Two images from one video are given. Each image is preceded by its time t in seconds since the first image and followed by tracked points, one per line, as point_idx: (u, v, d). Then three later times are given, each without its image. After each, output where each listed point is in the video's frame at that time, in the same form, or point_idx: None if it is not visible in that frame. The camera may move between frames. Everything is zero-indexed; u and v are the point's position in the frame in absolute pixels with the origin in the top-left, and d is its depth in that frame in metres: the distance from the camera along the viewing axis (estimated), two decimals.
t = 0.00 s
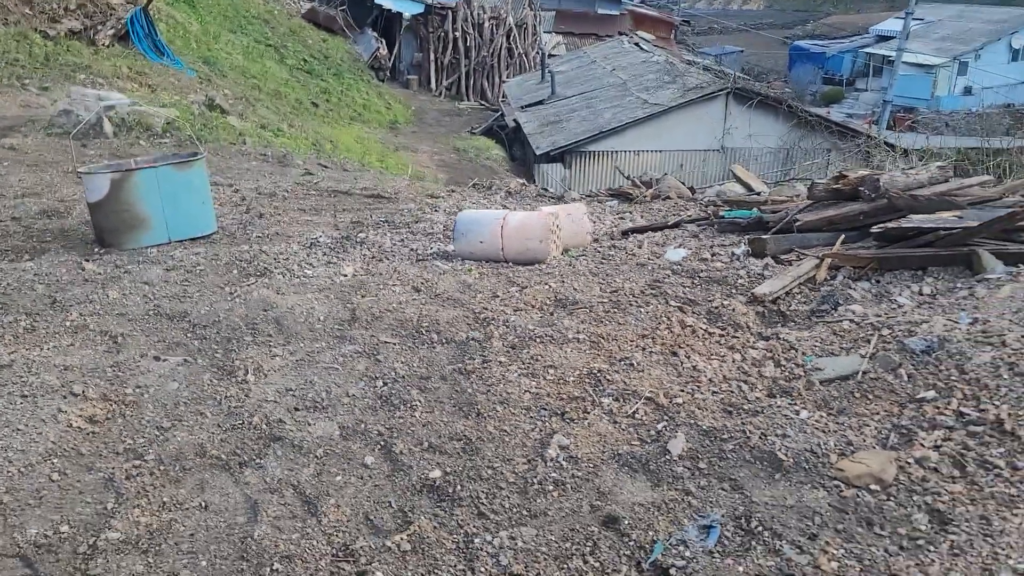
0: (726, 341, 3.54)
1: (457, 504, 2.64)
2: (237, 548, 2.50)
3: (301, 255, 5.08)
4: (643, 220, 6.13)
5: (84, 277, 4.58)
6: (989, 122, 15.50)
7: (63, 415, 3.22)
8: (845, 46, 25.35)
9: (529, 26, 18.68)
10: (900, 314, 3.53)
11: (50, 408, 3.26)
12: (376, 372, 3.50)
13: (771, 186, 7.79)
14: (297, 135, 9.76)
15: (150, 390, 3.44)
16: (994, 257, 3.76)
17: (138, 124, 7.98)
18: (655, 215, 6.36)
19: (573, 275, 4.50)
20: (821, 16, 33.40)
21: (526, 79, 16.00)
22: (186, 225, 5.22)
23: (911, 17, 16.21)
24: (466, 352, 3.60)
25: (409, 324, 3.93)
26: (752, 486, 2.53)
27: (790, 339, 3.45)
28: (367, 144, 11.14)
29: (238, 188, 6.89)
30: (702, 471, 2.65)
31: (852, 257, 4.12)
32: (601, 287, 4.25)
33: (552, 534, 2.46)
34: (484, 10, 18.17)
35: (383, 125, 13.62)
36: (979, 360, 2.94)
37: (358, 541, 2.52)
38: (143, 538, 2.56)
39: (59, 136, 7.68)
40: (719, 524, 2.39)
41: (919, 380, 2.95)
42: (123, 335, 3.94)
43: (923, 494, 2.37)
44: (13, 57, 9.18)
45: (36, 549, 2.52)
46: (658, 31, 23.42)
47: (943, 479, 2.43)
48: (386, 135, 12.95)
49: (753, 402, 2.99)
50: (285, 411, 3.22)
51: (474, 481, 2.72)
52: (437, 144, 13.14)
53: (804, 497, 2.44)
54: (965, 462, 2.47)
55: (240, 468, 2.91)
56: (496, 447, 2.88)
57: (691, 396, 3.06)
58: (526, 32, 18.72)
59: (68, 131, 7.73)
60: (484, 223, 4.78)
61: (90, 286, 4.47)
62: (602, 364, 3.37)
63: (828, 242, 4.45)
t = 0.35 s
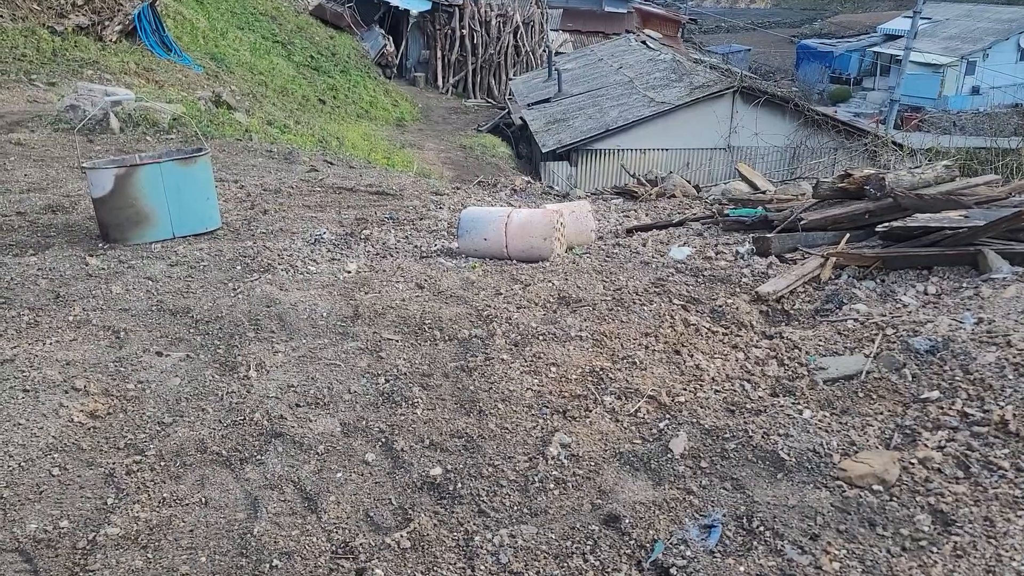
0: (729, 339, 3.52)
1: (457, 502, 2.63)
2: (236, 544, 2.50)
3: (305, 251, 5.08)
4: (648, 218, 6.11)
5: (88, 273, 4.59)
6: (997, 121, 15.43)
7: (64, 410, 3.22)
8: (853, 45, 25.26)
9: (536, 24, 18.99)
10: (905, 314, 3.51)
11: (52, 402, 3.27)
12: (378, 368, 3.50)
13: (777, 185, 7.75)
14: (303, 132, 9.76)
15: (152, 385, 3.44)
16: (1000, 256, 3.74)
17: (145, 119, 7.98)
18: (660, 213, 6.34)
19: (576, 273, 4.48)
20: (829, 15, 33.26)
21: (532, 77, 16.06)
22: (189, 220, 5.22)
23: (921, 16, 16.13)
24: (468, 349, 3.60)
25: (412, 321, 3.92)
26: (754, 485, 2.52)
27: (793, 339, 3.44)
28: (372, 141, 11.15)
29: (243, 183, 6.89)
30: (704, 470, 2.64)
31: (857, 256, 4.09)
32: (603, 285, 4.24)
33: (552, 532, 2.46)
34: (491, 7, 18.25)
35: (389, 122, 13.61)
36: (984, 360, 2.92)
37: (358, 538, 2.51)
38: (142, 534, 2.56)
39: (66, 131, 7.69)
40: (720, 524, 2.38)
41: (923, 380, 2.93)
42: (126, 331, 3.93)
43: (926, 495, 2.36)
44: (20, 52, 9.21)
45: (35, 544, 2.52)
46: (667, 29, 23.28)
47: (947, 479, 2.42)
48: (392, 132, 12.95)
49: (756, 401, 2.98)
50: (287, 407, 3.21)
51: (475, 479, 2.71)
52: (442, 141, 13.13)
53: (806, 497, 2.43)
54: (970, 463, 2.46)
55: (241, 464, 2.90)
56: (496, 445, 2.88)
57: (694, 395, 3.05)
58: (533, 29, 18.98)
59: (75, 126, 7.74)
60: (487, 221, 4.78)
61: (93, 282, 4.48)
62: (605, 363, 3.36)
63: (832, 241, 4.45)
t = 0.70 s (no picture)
0: (732, 338, 3.51)
1: (459, 502, 2.62)
2: (238, 544, 2.50)
3: (307, 251, 5.08)
4: (650, 217, 6.10)
5: (90, 274, 4.59)
6: (1001, 117, 15.37)
7: (66, 411, 3.22)
8: (857, 42, 25.22)
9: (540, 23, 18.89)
10: (908, 312, 3.50)
11: (54, 403, 3.27)
12: (380, 368, 3.50)
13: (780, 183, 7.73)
14: (306, 132, 9.77)
15: (154, 385, 3.45)
16: (1003, 253, 3.73)
17: (148, 120, 7.99)
18: (662, 212, 6.33)
19: (579, 272, 4.48)
20: (832, 12, 33.19)
21: (535, 76, 16.05)
22: (192, 221, 5.22)
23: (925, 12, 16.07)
24: (470, 348, 3.59)
25: (414, 321, 3.92)
26: (756, 484, 2.52)
27: (796, 337, 3.42)
28: (375, 140, 11.15)
29: (246, 184, 6.90)
30: (706, 469, 2.63)
31: (860, 253, 4.06)
32: (606, 284, 4.23)
33: (554, 532, 2.45)
34: (494, 6, 18.25)
35: (391, 121, 13.61)
36: (988, 357, 2.91)
37: (359, 538, 2.51)
38: (144, 534, 2.56)
39: (70, 132, 7.70)
40: (722, 523, 2.37)
41: (926, 378, 2.92)
42: (128, 331, 3.94)
43: (929, 494, 2.35)
44: (23, 54, 9.23)
45: (37, 545, 2.53)
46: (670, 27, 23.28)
47: (950, 477, 2.41)
48: (395, 131, 12.94)
49: (758, 400, 2.97)
50: (289, 407, 3.21)
51: (476, 478, 2.71)
52: (444, 140, 13.13)
53: (808, 496, 2.42)
54: (972, 460, 2.45)
55: (243, 464, 2.90)
56: (498, 444, 2.87)
57: (696, 393, 3.04)
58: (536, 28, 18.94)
59: (78, 127, 7.75)
60: (489, 220, 4.78)
61: (96, 282, 4.49)
62: (607, 361, 3.35)
63: (835, 239, 4.44)
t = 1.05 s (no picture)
0: (736, 337, 3.50)
1: (462, 501, 2.62)
2: (241, 542, 2.51)
3: (310, 251, 5.08)
4: (654, 216, 6.09)
5: (95, 274, 4.60)
6: (1006, 116, 15.32)
7: (71, 410, 3.23)
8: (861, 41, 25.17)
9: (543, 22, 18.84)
10: (912, 311, 3.49)
11: (58, 403, 3.28)
12: (383, 367, 3.51)
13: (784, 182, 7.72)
14: (309, 131, 9.77)
15: (158, 385, 3.45)
16: (1008, 252, 3.72)
17: (152, 120, 8.01)
18: (666, 211, 6.33)
19: (582, 271, 4.47)
20: (836, 11, 33.13)
21: (538, 75, 16.05)
22: (196, 221, 5.23)
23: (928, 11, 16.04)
24: (473, 348, 3.59)
25: (417, 320, 3.92)
26: (760, 484, 2.51)
27: (800, 336, 3.41)
28: (378, 140, 11.16)
29: (250, 183, 6.90)
30: (709, 468, 2.63)
31: (864, 252, 4.05)
32: (609, 283, 4.22)
33: (557, 531, 2.45)
34: (498, 5, 18.22)
35: (395, 121, 13.62)
36: (992, 357, 2.90)
37: (363, 537, 2.51)
38: (148, 534, 2.57)
39: (73, 132, 7.72)
40: (726, 523, 2.37)
41: (931, 377, 2.91)
42: (132, 331, 3.95)
43: (933, 493, 2.34)
44: (28, 54, 9.25)
45: (41, 543, 2.53)
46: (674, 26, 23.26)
47: (955, 477, 2.40)
48: (398, 131, 12.94)
49: (762, 400, 2.96)
50: (292, 407, 3.21)
51: (480, 477, 2.71)
52: (447, 140, 13.13)
53: (812, 495, 2.42)
54: (976, 460, 2.44)
55: (247, 463, 2.91)
56: (502, 443, 2.87)
57: (700, 393, 3.03)
58: (540, 28, 18.91)
59: (82, 127, 7.77)
60: (492, 219, 4.77)
61: (100, 282, 4.50)
62: (610, 361, 3.35)
63: (839, 238, 4.44)
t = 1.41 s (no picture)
0: (737, 337, 3.50)
1: (464, 501, 2.63)
2: (244, 542, 2.52)
3: (312, 252, 5.08)
4: (656, 216, 6.10)
5: (98, 274, 4.62)
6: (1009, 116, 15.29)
7: (74, 411, 3.24)
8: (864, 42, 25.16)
9: (545, 23, 18.86)
10: (914, 311, 3.49)
11: (62, 403, 3.29)
12: (385, 368, 3.51)
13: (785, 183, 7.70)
14: (312, 133, 9.78)
15: (161, 385, 3.46)
16: (1011, 252, 3.71)
17: (154, 121, 8.04)
18: (668, 212, 6.33)
19: (584, 272, 4.48)
20: (838, 11, 33.11)
21: (540, 76, 16.06)
22: (197, 221, 5.23)
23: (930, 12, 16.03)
24: (475, 348, 3.60)
25: (420, 321, 3.93)
26: (761, 483, 2.52)
27: (802, 337, 3.41)
28: (380, 141, 11.17)
29: (252, 185, 6.91)
30: (711, 468, 2.63)
31: (866, 253, 4.05)
32: (611, 284, 4.23)
33: (559, 531, 2.45)
34: (499, 7, 18.27)
35: (397, 122, 13.63)
36: (994, 357, 2.90)
37: (365, 536, 2.52)
38: (151, 533, 2.57)
39: (76, 134, 7.74)
40: (727, 522, 2.38)
41: (933, 377, 2.91)
42: (136, 332, 3.96)
43: (935, 493, 2.35)
44: (31, 56, 9.28)
45: (45, 543, 2.54)
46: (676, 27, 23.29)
47: (956, 477, 2.40)
48: (400, 132, 12.95)
49: (764, 400, 2.96)
50: (294, 407, 3.22)
51: (482, 477, 2.72)
52: (449, 141, 13.14)
53: (814, 495, 2.42)
54: (978, 460, 2.45)
55: (250, 463, 2.91)
56: (504, 443, 2.88)
57: (701, 393, 3.03)
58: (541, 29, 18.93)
59: (85, 128, 7.78)
60: (494, 220, 4.78)
61: (103, 282, 4.51)
62: (612, 361, 3.35)
63: (840, 239, 4.43)
